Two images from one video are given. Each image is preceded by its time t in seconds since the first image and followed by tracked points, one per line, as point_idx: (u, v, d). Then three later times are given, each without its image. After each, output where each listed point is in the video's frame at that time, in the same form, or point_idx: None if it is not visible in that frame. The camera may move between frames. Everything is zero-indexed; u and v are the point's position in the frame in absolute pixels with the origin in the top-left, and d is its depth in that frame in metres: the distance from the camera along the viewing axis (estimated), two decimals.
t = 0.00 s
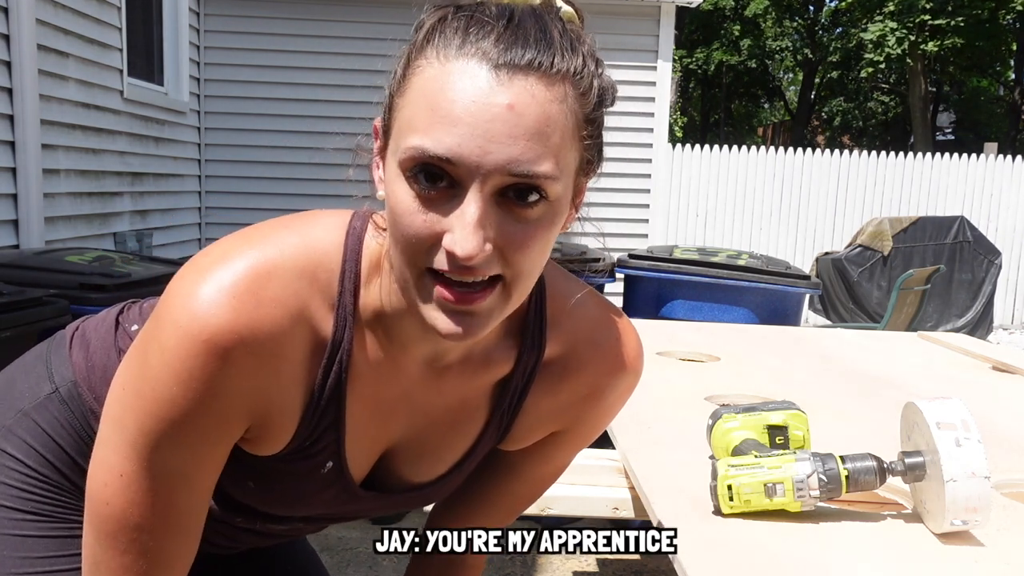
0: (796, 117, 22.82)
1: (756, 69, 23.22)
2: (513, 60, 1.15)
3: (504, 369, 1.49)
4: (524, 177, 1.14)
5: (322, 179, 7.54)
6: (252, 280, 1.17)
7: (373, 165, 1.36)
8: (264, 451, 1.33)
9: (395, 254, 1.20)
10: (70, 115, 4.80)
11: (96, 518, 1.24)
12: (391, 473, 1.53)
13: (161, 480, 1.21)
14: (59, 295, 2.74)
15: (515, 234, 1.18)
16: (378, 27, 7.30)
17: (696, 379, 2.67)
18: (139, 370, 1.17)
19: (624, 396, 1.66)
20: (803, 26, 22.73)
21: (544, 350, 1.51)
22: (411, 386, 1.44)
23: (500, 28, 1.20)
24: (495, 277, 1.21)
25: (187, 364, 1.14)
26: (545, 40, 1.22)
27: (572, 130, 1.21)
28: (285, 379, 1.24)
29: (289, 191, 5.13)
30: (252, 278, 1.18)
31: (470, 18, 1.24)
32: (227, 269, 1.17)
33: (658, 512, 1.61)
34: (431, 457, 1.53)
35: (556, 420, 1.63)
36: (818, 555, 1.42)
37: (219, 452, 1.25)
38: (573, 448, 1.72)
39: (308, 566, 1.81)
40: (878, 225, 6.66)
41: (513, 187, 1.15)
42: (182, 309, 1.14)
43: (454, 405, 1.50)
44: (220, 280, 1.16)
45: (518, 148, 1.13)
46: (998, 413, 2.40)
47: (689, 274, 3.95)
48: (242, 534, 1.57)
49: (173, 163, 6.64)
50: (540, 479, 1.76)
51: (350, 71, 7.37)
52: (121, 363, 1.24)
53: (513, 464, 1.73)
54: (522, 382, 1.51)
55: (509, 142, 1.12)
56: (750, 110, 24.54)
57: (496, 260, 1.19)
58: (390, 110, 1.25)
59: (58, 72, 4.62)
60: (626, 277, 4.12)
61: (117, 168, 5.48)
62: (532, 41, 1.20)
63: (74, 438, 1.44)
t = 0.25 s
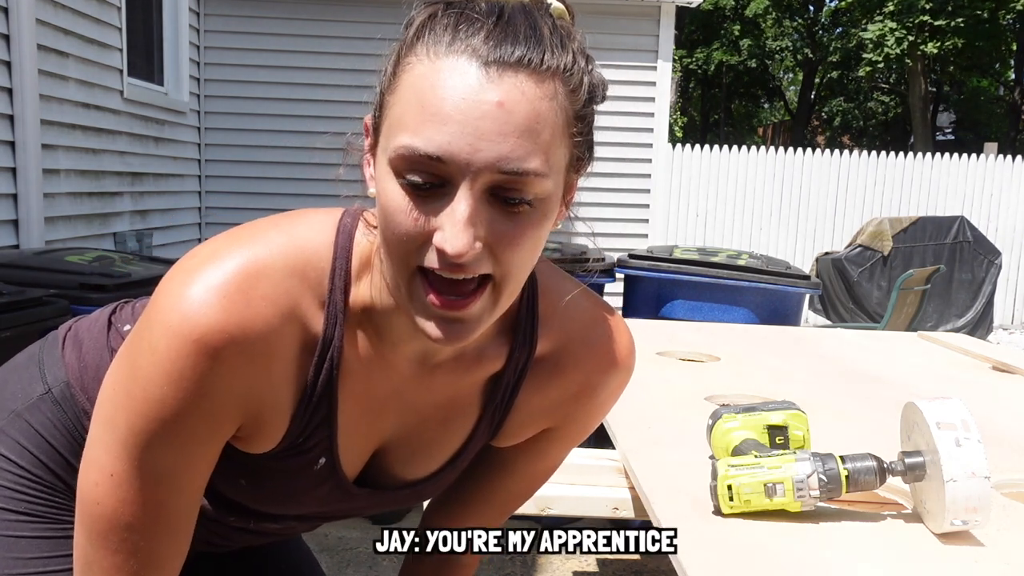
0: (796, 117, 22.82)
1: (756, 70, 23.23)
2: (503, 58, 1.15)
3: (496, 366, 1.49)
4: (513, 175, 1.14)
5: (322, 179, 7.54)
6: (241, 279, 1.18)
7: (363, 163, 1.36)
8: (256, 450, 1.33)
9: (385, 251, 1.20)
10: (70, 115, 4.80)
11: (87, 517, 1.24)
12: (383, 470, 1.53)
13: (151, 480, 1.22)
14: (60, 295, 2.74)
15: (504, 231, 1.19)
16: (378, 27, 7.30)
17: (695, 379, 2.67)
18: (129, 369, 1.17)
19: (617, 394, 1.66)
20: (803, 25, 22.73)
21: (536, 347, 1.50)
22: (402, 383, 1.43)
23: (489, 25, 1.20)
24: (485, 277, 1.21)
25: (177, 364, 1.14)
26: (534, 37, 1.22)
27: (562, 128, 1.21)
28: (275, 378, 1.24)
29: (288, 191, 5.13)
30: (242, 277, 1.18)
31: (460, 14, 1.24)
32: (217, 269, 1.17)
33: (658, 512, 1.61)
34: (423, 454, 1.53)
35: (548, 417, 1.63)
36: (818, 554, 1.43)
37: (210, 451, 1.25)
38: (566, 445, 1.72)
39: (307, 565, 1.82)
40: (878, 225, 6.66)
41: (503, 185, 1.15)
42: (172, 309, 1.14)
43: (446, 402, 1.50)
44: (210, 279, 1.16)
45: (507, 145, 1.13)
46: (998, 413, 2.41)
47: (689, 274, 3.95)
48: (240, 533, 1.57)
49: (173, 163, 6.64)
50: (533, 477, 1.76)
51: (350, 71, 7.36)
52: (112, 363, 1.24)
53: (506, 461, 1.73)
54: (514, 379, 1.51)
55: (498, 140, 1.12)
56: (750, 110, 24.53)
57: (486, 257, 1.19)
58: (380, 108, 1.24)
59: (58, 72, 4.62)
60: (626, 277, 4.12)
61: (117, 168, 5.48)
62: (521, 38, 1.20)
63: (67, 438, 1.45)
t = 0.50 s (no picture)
0: (797, 117, 22.81)
1: (756, 70, 23.23)
2: (485, 57, 1.15)
3: (486, 363, 1.49)
4: (496, 175, 1.15)
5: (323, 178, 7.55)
6: (230, 278, 1.18)
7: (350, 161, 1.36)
8: (246, 448, 1.33)
9: (370, 250, 1.21)
10: (70, 115, 4.80)
11: (78, 518, 1.25)
12: (375, 468, 1.53)
13: (142, 480, 1.22)
14: (60, 295, 2.74)
15: (489, 230, 1.19)
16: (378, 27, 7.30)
17: (695, 379, 2.67)
18: (117, 369, 1.17)
19: (608, 390, 1.66)
20: (803, 25, 22.72)
21: (526, 344, 1.50)
22: (392, 381, 1.43)
23: (472, 24, 1.20)
24: (471, 274, 1.21)
25: (165, 364, 1.14)
26: (517, 35, 1.22)
27: (546, 126, 1.21)
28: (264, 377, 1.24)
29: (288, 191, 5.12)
30: (231, 276, 1.18)
31: (442, 13, 1.23)
32: (204, 268, 1.17)
33: (658, 512, 1.61)
34: (414, 452, 1.53)
35: (539, 414, 1.63)
36: (817, 554, 1.43)
37: (200, 451, 1.26)
38: (558, 442, 1.72)
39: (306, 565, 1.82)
40: (878, 225, 6.66)
41: (487, 184, 1.15)
42: (160, 309, 1.14)
43: (436, 400, 1.50)
44: (197, 279, 1.16)
45: (490, 145, 1.13)
46: (998, 413, 2.41)
47: (689, 274, 3.95)
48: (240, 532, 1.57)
49: (173, 163, 6.64)
50: (525, 474, 1.76)
51: (350, 71, 7.36)
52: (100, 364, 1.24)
53: (498, 459, 1.73)
54: (504, 376, 1.51)
55: (481, 140, 1.13)
56: (749, 110, 24.53)
57: (471, 256, 1.19)
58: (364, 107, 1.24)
59: (57, 72, 4.62)
60: (626, 277, 4.12)
61: (117, 168, 5.48)
62: (505, 36, 1.20)
63: (59, 438, 1.44)
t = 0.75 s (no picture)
0: (797, 117, 22.81)
1: (756, 70, 23.23)
2: (461, 51, 1.15)
3: (472, 359, 1.49)
4: (474, 169, 1.14)
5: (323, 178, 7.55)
6: (213, 276, 1.18)
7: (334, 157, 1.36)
8: (233, 445, 1.33)
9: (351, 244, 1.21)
10: (70, 115, 4.79)
11: (66, 517, 1.25)
12: (363, 465, 1.53)
13: (129, 477, 1.22)
14: (59, 295, 2.74)
15: (469, 223, 1.19)
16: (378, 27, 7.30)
17: (694, 379, 2.67)
18: (102, 367, 1.17)
19: (597, 386, 1.66)
20: (803, 26, 22.71)
21: (513, 340, 1.50)
22: (378, 378, 1.43)
23: (449, 18, 1.19)
24: (452, 268, 1.21)
25: (148, 361, 1.15)
26: (495, 28, 1.21)
27: (525, 120, 1.21)
28: (248, 374, 1.24)
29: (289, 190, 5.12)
30: (214, 274, 1.18)
31: (419, 7, 1.22)
32: (188, 266, 1.17)
33: (658, 512, 1.61)
34: (402, 449, 1.52)
35: (528, 411, 1.62)
36: (816, 554, 1.43)
37: (186, 449, 1.26)
38: (548, 439, 1.71)
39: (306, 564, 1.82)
40: (878, 225, 6.66)
41: (465, 178, 1.15)
42: (143, 307, 1.14)
43: (423, 397, 1.49)
44: (180, 277, 1.16)
45: (468, 139, 1.13)
46: (998, 413, 2.40)
47: (689, 274, 3.95)
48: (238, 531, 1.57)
49: (173, 163, 6.64)
50: (516, 472, 1.76)
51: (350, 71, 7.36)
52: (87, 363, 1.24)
53: (488, 457, 1.72)
54: (490, 373, 1.51)
55: (458, 134, 1.12)
56: (749, 110, 24.53)
57: (451, 251, 1.19)
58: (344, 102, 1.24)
59: (58, 72, 4.62)
60: (626, 277, 4.12)
61: (117, 168, 5.48)
62: (482, 30, 1.20)
63: (49, 438, 1.44)
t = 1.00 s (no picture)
0: (797, 117, 22.81)
1: (756, 70, 23.23)
2: (434, 45, 1.15)
3: (458, 353, 1.49)
4: (448, 162, 1.14)
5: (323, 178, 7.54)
6: (196, 273, 1.18)
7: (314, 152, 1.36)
8: (219, 441, 1.33)
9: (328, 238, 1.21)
10: (70, 115, 4.79)
11: (55, 515, 1.25)
12: (351, 460, 1.52)
13: (116, 474, 1.23)
14: (60, 295, 2.74)
15: (445, 218, 1.19)
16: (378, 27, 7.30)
17: (694, 379, 2.67)
18: (86, 366, 1.18)
19: (584, 379, 1.66)
20: (803, 26, 22.71)
21: (498, 334, 1.50)
22: (364, 372, 1.43)
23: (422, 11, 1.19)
24: (429, 262, 1.21)
25: (132, 358, 1.15)
26: (469, 22, 1.21)
27: (500, 114, 1.21)
28: (233, 370, 1.24)
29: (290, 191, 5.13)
30: (196, 271, 1.18)
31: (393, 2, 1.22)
32: (170, 263, 1.17)
33: (658, 512, 1.60)
34: (390, 443, 1.52)
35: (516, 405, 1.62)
36: (815, 554, 1.43)
37: (172, 446, 1.26)
38: (537, 433, 1.71)
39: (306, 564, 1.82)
40: (878, 225, 6.66)
41: (441, 172, 1.15)
42: (126, 304, 1.15)
43: (410, 392, 1.50)
44: (163, 274, 1.16)
45: (443, 132, 1.13)
46: (997, 413, 2.40)
47: (689, 274, 3.95)
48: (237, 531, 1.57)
49: (173, 163, 6.64)
50: (507, 467, 1.76)
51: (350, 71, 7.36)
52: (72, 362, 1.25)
53: (478, 452, 1.72)
54: (476, 367, 1.51)
55: (431, 127, 1.12)
56: (749, 110, 24.54)
57: (427, 244, 1.19)
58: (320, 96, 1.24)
59: (58, 72, 4.62)
60: (626, 277, 4.12)
61: (117, 168, 5.48)
62: (455, 23, 1.20)
63: (41, 438, 1.44)
